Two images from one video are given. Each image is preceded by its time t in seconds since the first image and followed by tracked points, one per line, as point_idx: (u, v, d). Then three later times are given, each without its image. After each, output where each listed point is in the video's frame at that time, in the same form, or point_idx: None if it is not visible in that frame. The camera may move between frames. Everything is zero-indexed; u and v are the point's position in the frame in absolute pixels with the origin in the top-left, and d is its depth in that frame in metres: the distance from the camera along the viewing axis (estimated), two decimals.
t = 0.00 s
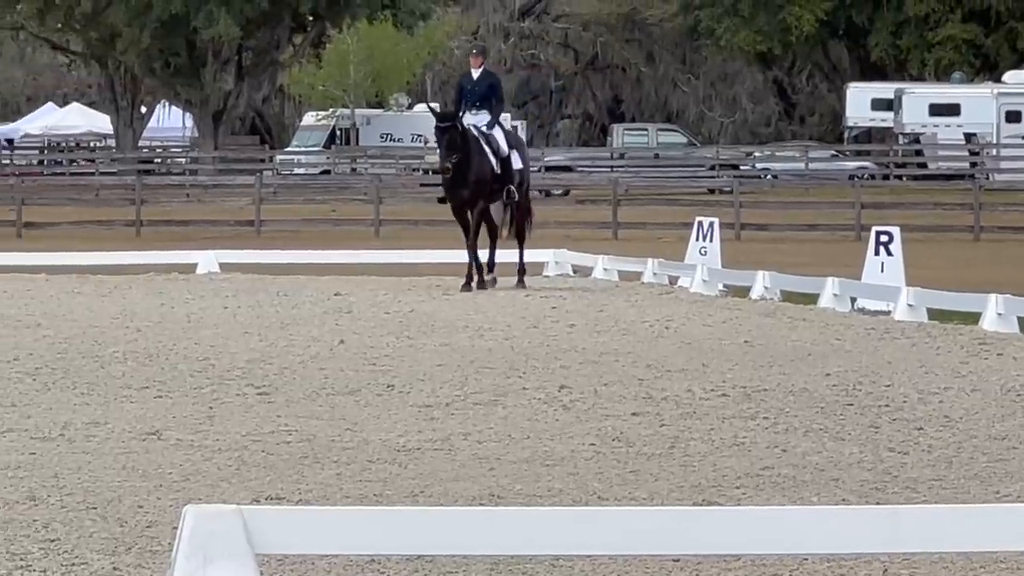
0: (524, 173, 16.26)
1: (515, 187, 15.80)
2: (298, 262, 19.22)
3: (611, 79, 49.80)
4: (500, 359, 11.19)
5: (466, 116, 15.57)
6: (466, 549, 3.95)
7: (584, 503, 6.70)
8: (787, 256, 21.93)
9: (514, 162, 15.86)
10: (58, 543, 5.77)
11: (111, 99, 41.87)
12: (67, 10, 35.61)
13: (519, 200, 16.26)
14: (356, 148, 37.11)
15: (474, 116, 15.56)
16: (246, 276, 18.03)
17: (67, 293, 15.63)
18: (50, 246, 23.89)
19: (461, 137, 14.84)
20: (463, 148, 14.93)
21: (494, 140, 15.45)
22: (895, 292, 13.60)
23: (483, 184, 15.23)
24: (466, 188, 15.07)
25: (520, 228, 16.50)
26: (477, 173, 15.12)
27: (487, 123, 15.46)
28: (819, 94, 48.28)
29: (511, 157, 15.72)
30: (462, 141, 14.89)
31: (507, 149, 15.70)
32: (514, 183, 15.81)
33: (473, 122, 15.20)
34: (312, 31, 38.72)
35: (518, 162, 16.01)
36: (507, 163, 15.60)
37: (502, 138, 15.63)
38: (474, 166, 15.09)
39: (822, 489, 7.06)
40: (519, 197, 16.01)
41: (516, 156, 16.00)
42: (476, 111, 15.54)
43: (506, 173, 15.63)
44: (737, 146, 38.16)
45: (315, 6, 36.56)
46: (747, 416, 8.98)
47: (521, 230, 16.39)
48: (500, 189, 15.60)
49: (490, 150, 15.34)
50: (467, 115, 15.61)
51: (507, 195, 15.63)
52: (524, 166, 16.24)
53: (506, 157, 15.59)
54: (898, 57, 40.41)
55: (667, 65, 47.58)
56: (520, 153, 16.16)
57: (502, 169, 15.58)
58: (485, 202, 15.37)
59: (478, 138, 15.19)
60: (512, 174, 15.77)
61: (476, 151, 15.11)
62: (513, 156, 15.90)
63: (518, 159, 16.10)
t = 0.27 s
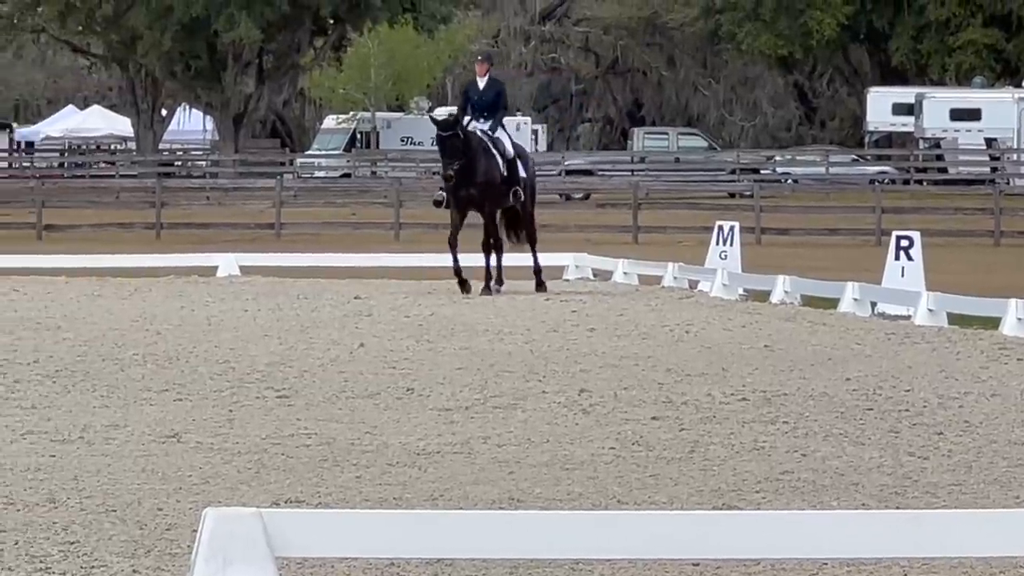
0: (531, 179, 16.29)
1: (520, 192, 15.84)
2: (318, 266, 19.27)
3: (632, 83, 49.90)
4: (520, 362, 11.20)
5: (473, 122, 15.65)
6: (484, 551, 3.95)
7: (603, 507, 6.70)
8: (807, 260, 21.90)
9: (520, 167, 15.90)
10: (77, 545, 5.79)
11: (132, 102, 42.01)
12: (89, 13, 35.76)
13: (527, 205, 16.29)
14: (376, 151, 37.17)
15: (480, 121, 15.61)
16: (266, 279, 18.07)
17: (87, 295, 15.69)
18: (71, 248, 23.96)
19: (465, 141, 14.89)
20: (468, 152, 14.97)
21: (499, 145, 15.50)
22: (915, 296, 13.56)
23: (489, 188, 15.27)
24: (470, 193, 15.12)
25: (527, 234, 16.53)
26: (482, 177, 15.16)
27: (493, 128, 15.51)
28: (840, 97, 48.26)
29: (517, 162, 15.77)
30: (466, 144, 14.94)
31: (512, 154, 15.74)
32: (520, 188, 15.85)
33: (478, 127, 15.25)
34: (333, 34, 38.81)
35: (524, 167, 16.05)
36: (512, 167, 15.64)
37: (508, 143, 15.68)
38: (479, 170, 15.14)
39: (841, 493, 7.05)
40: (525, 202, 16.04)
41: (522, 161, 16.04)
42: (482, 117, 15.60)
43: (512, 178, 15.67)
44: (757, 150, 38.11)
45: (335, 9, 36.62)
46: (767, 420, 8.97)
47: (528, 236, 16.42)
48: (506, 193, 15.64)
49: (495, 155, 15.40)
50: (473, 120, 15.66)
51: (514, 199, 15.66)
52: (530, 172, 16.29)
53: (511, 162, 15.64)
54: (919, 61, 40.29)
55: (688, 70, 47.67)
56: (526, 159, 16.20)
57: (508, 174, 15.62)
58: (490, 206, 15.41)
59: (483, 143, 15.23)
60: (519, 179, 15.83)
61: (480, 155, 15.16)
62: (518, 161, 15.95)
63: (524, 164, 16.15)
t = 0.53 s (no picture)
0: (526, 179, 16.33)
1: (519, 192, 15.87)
2: (336, 267, 19.31)
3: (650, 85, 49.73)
4: (537, 364, 11.21)
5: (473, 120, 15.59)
6: (499, 552, 3.95)
7: (621, 509, 6.70)
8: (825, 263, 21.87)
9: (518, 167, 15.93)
10: (95, 546, 5.82)
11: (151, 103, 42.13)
12: (107, 14, 35.88)
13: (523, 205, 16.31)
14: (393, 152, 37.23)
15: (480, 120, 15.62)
16: (284, 280, 18.12)
17: (105, 296, 15.74)
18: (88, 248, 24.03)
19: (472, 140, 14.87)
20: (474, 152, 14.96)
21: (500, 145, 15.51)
22: (933, 299, 13.55)
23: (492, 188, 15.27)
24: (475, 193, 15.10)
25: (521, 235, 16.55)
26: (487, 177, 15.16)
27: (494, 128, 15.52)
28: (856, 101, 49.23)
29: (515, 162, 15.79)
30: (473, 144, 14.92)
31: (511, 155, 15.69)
32: (518, 188, 15.87)
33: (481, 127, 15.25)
34: (351, 36, 38.88)
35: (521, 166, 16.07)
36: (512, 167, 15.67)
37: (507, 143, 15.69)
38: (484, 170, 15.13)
39: (859, 496, 7.04)
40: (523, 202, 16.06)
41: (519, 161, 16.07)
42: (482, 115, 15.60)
43: (512, 178, 15.69)
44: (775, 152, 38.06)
45: (354, 11, 36.68)
46: (784, 422, 8.96)
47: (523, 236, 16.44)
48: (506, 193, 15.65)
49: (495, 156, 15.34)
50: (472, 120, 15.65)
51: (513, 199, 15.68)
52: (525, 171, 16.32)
53: (511, 161, 15.66)
54: (937, 64, 40.18)
55: (706, 72, 47.82)
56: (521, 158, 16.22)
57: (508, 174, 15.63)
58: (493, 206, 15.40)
59: (485, 144, 15.23)
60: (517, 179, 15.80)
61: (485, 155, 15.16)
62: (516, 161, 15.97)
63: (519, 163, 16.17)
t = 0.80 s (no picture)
0: (534, 181, 16.09)
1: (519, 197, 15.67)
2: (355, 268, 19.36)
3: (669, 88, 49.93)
4: (556, 367, 11.22)
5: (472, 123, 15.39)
6: (514, 556, 3.96)
7: (639, 512, 6.71)
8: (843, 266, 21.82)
9: (520, 171, 15.70)
10: (112, 547, 5.84)
11: (169, 104, 42.25)
12: (125, 15, 35.98)
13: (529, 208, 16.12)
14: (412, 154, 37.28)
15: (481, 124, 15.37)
16: (303, 282, 18.17)
17: (124, 297, 15.80)
18: (107, 250, 24.11)
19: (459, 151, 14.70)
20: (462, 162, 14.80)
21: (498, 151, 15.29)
22: (952, 303, 13.51)
23: (483, 196, 15.12)
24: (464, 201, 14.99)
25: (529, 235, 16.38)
26: (476, 186, 15.01)
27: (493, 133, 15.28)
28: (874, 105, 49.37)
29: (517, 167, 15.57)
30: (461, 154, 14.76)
31: (512, 159, 15.48)
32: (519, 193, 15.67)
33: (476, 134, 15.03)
34: (370, 38, 38.95)
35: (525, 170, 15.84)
36: (512, 173, 15.45)
37: (508, 147, 15.45)
38: (473, 179, 14.98)
39: (876, 500, 7.04)
40: (525, 205, 15.87)
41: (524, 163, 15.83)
42: (483, 120, 15.35)
43: (511, 184, 15.48)
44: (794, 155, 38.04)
45: (372, 13, 36.72)
46: (802, 426, 8.96)
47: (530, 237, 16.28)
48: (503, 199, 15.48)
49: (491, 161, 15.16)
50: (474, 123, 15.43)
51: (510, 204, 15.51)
52: (533, 172, 16.08)
53: (511, 167, 15.44)
54: (956, 67, 40.07)
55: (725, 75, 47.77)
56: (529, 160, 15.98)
57: (506, 179, 15.43)
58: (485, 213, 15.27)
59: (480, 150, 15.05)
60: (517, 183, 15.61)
61: (476, 163, 14.98)
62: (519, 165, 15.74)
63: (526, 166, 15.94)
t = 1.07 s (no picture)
0: (530, 175, 16.03)
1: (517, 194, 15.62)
2: (371, 268, 19.40)
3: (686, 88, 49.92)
4: (572, 368, 11.24)
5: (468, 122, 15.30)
6: (529, 557, 3.98)
7: (656, 513, 6.73)
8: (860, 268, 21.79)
9: (517, 168, 15.64)
10: (129, 547, 5.88)
11: (185, 104, 42.34)
12: (142, 15, 36.06)
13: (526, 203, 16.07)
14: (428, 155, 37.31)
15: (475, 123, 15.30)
16: (319, 282, 18.21)
17: (140, 297, 15.85)
18: (124, 249, 24.17)
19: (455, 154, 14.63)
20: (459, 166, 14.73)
21: (493, 149, 15.22)
22: (969, 305, 13.49)
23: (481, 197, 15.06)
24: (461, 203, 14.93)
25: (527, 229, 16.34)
26: (473, 188, 14.94)
27: (487, 131, 15.22)
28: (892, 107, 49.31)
29: (512, 164, 15.51)
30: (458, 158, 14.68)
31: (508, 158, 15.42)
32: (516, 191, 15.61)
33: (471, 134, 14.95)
34: (387, 38, 39.00)
35: (523, 165, 15.78)
36: (507, 170, 15.40)
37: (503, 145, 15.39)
38: (470, 181, 14.90)
39: (892, 501, 7.05)
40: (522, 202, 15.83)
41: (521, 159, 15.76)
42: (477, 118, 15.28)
43: (507, 181, 15.43)
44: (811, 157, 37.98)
45: (389, 13, 36.74)
46: (819, 427, 8.97)
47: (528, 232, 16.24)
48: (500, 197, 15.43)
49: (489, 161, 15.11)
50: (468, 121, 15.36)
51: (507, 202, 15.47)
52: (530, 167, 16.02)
53: (506, 164, 15.38)
54: (974, 69, 39.97)
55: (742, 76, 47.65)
56: (526, 155, 15.91)
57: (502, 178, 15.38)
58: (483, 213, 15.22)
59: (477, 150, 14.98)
60: (515, 182, 15.56)
61: (473, 165, 14.91)
62: (516, 160, 15.68)
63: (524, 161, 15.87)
